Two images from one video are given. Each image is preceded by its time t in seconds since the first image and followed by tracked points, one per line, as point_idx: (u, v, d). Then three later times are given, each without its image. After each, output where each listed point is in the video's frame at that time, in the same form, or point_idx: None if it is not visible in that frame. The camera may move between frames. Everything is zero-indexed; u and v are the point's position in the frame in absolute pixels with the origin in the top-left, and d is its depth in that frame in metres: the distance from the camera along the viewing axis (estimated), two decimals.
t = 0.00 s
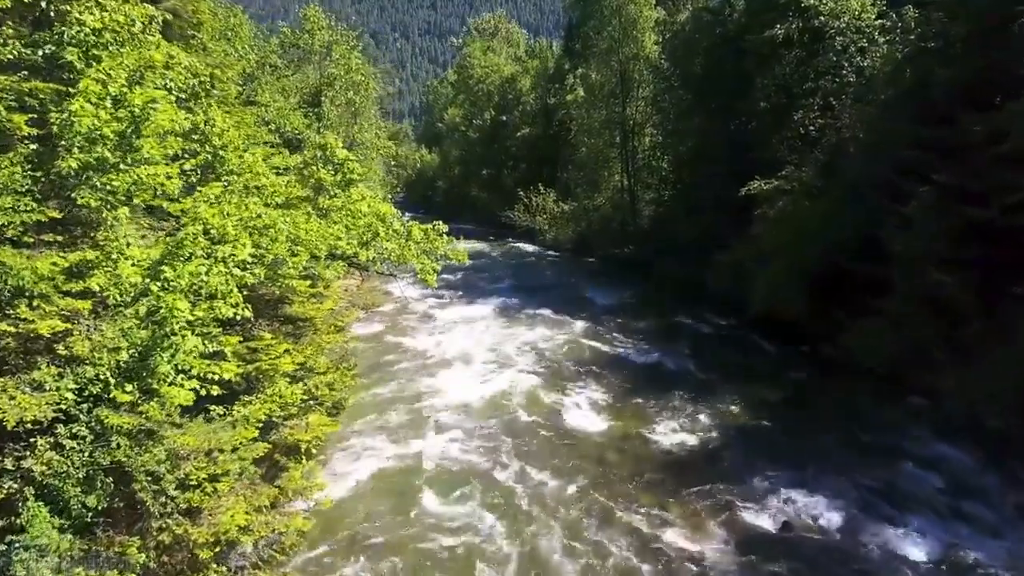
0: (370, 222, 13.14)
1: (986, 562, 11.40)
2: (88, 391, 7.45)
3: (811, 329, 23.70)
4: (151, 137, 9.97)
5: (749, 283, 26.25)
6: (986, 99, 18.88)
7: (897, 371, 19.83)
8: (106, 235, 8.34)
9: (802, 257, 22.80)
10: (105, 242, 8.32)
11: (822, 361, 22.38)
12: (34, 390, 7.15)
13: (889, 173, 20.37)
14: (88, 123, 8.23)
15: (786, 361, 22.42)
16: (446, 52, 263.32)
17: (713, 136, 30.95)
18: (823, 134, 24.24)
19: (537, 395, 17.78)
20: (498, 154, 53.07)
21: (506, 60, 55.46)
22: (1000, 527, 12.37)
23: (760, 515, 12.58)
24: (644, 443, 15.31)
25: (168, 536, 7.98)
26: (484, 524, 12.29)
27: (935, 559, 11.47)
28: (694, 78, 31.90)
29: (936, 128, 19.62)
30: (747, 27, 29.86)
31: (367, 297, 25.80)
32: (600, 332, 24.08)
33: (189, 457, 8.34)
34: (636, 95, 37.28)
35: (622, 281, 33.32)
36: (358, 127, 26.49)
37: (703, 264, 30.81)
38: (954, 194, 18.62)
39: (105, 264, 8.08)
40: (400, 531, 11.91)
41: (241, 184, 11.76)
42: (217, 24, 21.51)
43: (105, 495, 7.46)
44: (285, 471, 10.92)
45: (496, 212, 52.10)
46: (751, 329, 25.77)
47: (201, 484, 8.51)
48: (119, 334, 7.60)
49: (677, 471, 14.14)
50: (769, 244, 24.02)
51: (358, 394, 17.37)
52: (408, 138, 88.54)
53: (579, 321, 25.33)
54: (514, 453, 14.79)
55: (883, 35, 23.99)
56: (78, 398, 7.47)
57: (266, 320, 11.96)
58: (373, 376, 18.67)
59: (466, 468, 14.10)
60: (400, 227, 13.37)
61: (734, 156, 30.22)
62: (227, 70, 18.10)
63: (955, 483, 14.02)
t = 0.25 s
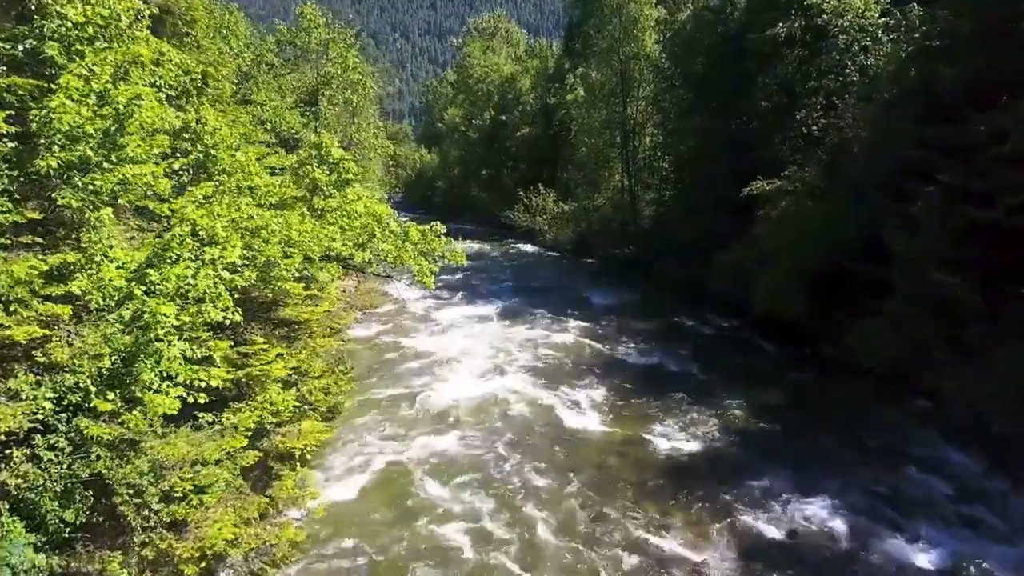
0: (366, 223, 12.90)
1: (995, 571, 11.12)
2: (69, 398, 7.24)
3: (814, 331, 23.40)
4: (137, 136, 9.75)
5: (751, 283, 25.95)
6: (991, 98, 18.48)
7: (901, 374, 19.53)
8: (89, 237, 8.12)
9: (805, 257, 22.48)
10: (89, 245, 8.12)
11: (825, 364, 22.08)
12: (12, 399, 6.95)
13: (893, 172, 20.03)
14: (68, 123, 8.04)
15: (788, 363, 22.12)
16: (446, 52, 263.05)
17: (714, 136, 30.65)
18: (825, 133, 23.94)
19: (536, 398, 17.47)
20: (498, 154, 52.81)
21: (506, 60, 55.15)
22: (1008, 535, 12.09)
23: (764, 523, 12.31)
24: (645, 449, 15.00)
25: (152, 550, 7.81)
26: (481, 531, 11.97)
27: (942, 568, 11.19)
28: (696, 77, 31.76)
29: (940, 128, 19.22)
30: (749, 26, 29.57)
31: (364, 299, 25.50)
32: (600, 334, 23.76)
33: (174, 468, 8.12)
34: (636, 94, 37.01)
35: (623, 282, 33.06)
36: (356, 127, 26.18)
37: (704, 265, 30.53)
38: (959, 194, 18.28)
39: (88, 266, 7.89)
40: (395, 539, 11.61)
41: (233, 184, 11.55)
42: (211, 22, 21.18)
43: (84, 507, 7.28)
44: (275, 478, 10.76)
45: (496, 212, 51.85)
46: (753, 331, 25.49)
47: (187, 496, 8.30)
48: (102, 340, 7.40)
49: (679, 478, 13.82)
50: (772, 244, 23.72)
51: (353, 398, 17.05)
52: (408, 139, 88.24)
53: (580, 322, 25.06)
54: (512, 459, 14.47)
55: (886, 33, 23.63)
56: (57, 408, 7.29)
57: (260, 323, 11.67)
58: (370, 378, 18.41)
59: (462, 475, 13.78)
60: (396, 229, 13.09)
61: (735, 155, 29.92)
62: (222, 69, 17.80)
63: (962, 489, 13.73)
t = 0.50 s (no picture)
0: (362, 223, 12.64)
1: None
2: (45, 407, 6.92)
3: (818, 333, 23.11)
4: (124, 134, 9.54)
5: (753, 285, 25.69)
6: (999, 97, 18.11)
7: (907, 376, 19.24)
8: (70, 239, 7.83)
9: (809, 258, 22.22)
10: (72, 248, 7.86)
11: (829, 366, 21.81)
12: None
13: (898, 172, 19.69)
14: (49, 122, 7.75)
15: (792, 366, 21.83)
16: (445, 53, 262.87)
17: (716, 136, 30.36)
18: (829, 133, 23.64)
19: (537, 402, 17.22)
20: (498, 154, 52.54)
21: (506, 59, 54.86)
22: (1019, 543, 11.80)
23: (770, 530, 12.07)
24: (649, 454, 14.73)
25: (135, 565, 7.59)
26: (482, 539, 11.69)
27: None
28: (697, 76, 31.44)
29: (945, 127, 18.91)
30: (751, 24, 29.31)
31: (363, 300, 25.25)
32: (601, 336, 23.51)
33: (157, 480, 7.88)
34: (637, 93, 36.73)
35: (624, 283, 32.79)
36: (354, 126, 25.94)
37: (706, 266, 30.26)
38: (966, 194, 17.95)
39: (69, 270, 7.62)
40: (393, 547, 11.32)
41: (225, 184, 11.25)
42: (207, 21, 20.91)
43: (62, 520, 7.04)
44: (267, 486, 10.57)
45: (496, 213, 51.60)
46: (756, 332, 25.21)
47: (172, 509, 8.12)
48: (81, 346, 7.11)
49: (684, 484, 13.52)
50: (775, 244, 23.43)
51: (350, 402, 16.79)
52: (407, 138, 87.91)
53: (580, 324, 24.79)
54: (512, 464, 14.22)
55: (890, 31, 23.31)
56: (33, 417, 7.02)
57: (252, 326, 11.40)
58: (368, 382, 18.13)
59: (463, 481, 13.52)
60: (392, 228, 12.84)
61: (737, 155, 29.64)
62: (217, 68, 17.55)
63: (970, 494, 13.48)
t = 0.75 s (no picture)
0: (358, 224, 12.35)
1: None
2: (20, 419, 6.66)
3: (821, 334, 22.82)
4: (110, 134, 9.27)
5: (755, 286, 25.40)
6: (1005, 96, 17.75)
7: (912, 379, 18.95)
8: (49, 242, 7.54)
9: (811, 259, 21.93)
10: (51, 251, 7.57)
11: (832, 368, 21.52)
12: None
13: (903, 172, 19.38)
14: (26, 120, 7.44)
15: (794, 368, 21.55)
16: (446, 53, 262.67)
17: (717, 136, 30.07)
18: (832, 132, 23.35)
19: (536, 405, 16.96)
20: (498, 154, 52.28)
21: (505, 59, 54.57)
22: None
23: (775, 540, 11.79)
24: (651, 459, 14.46)
25: None
26: (480, 547, 11.44)
27: None
28: (699, 76, 31.17)
29: (950, 128, 18.58)
30: (753, 23, 29.05)
31: (361, 301, 25.03)
32: (601, 337, 23.26)
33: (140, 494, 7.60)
34: (638, 93, 36.46)
35: (624, 284, 32.53)
36: (352, 126, 25.71)
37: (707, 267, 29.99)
38: (972, 194, 17.64)
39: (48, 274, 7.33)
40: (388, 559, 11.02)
41: (216, 184, 10.97)
42: (202, 19, 20.67)
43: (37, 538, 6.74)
44: (259, 496, 10.33)
45: (496, 213, 51.35)
46: (758, 334, 24.94)
47: (154, 524, 7.82)
48: (58, 356, 6.84)
49: (686, 491, 13.24)
50: (777, 245, 23.13)
51: (347, 405, 16.56)
52: (407, 138, 87.61)
53: (581, 325, 24.51)
54: (511, 470, 13.95)
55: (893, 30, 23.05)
56: (7, 430, 6.73)
57: (245, 330, 11.13)
58: (365, 385, 17.87)
59: (461, 487, 13.26)
60: (388, 230, 12.55)
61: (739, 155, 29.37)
62: (211, 67, 17.32)
63: (980, 501, 13.19)
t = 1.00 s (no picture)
0: (353, 226, 12.09)
1: None
2: None
3: (824, 336, 22.55)
4: (94, 136, 9.08)
5: (757, 287, 25.14)
6: (1011, 96, 17.43)
7: (917, 382, 18.66)
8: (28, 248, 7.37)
9: (815, 260, 21.66)
10: (31, 258, 7.39)
11: (835, 371, 21.24)
12: None
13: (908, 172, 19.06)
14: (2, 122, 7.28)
15: (797, 371, 21.26)
16: (446, 52, 262.38)
17: (717, 135, 29.81)
18: (835, 132, 23.05)
19: (536, 409, 16.70)
20: (497, 154, 52.03)
21: (505, 58, 54.29)
22: None
23: (782, 549, 11.53)
24: (653, 465, 14.19)
25: None
26: (477, 556, 11.19)
27: None
28: (700, 76, 30.91)
29: (955, 128, 18.25)
30: (755, 22, 28.76)
31: (359, 303, 24.80)
32: (602, 340, 22.99)
33: (120, 509, 7.44)
34: (638, 92, 36.19)
35: (625, 285, 32.29)
36: (350, 126, 25.46)
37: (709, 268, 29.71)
38: (978, 195, 17.33)
39: (26, 281, 7.15)
40: (384, 568, 10.77)
41: (204, 185, 10.77)
42: (198, 18, 20.45)
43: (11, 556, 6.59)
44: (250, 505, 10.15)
45: (496, 213, 51.12)
46: (760, 336, 24.67)
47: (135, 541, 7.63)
48: (34, 365, 6.67)
49: (688, 498, 12.98)
50: (780, 246, 22.85)
51: (344, 409, 16.32)
52: (406, 138, 87.44)
53: (581, 327, 24.26)
54: (510, 477, 13.69)
55: (898, 28, 22.75)
56: None
57: (237, 335, 10.91)
58: (362, 389, 17.64)
59: (459, 495, 13.00)
60: (384, 232, 12.30)
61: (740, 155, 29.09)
62: (206, 65, 17.10)
63: (988, 510, 12.94)
